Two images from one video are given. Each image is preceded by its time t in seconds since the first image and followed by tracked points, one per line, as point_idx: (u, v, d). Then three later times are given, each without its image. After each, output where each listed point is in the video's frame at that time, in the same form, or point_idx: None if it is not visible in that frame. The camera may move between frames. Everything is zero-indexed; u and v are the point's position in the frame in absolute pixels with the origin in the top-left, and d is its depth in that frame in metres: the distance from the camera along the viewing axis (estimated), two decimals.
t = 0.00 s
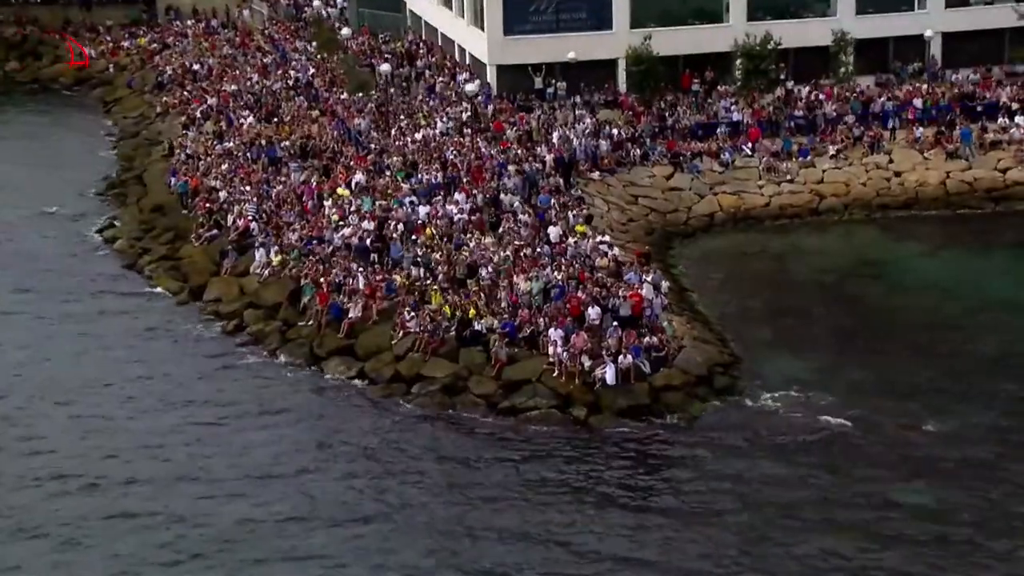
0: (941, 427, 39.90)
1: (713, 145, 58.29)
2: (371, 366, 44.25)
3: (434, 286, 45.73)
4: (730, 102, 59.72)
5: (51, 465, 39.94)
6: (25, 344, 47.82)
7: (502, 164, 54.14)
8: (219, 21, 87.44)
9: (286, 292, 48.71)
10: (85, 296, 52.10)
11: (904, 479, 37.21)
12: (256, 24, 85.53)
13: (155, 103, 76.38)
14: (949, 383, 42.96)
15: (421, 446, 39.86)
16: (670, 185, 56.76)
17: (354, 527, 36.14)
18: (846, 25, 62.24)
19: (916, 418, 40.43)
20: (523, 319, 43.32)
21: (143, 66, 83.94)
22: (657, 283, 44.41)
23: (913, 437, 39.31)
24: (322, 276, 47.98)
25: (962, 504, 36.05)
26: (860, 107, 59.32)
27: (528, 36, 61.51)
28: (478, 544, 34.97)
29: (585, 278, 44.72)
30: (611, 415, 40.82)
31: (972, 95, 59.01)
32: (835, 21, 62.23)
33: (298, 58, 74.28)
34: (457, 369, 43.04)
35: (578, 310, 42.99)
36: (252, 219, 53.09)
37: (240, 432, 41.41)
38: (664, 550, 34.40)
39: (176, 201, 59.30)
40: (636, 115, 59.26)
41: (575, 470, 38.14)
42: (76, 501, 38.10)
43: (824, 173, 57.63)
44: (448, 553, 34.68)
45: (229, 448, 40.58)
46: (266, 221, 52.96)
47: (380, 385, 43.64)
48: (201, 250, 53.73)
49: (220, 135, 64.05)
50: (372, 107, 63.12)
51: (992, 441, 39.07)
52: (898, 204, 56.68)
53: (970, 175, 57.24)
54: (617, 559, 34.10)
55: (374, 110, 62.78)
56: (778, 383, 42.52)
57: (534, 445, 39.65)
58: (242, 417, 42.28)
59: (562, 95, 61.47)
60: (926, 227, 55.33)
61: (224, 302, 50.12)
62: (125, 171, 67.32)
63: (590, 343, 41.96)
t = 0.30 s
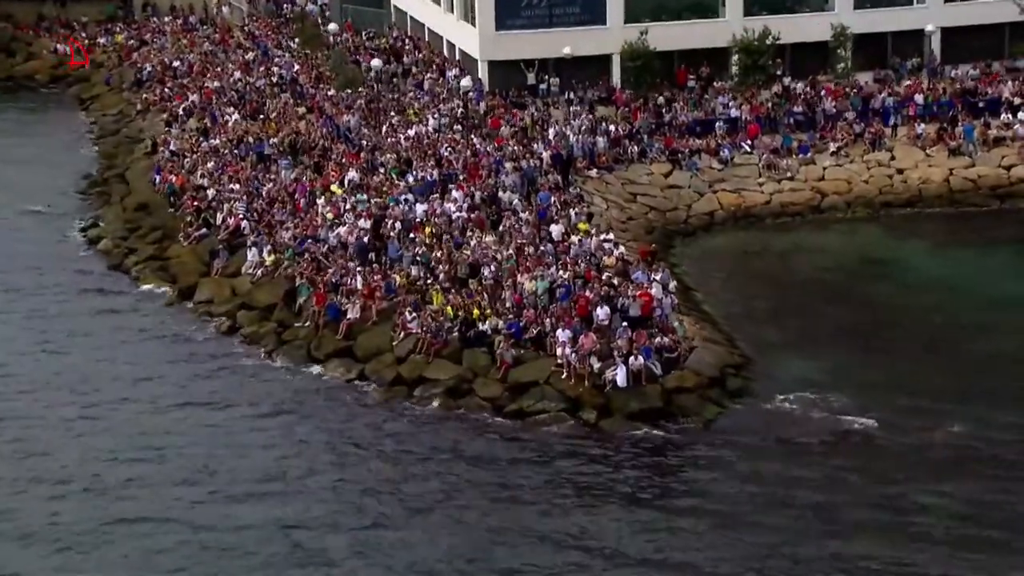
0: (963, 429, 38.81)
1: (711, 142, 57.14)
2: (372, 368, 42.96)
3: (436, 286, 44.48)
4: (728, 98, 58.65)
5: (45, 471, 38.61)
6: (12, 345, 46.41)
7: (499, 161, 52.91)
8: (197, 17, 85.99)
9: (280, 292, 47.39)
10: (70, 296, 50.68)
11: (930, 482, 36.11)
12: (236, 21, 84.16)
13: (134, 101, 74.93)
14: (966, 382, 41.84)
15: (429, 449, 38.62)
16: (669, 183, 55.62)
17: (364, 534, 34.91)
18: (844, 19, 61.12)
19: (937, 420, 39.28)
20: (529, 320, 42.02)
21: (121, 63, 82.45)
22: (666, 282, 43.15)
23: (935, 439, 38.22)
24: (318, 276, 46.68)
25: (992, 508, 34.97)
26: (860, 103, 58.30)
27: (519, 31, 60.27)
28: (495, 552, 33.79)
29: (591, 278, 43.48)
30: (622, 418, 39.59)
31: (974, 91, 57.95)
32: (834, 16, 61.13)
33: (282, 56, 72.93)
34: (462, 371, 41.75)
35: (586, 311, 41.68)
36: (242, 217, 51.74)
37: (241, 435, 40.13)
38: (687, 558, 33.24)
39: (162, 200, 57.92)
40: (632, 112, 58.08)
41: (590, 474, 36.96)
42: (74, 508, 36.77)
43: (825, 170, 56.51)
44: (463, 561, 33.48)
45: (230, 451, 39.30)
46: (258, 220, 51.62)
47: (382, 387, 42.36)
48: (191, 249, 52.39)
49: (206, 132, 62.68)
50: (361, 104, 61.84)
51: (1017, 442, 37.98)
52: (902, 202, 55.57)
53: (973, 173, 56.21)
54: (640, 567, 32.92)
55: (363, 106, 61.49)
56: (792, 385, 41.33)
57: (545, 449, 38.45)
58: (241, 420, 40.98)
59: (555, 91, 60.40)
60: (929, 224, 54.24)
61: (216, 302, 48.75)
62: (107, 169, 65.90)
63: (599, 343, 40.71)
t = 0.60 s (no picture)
0: (994, 429, 37.60)
1: (715, 138, 55.86)
2: (377, 370, 41.61)
3: (442, 286, 43.13)
4: (730, 94, 57.56)
5: (43, 476, 37.13)
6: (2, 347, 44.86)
7: (499, 157, 51.58)
8: (178, 13, 84.49)
9: (280, 293, 45.97)
10: (60, 296, 49.14)
11: (966, 483, 34.87)
12: (218, 18, 82.72)
13: (116, 98, 73.40)
14: (991, 379, 40.64)
15: (443, 453, 37.26)
16: (672, 180, 54.35)
17: (381, 540, 33.51)
18: (849, 13, 60.00)
19: (966, 418, 38.07)
20: (540, 321, 40.72)
21: (100, 60, 80.88)
22: (680, 280, 41.93)
23: (966, 438, 37.00)
24: (318, 277, 45.28)
25: None
26: (865, 98, 57.27)
27: (515, 26, 59.12)
28: (520, 559, 32.43)
29: (603, 277, 42.23)
30: (640, 421, 38.20)
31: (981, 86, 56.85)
32: (836, 9, 59.98)
33: (268, 53, 71.52)
34: (472, 374, 40.40)
35: (600, 310, 40.44)
36: (237, 214, 50.29)
37: (245, 438, 38.70)
38: (721, 563, 31.94)
39: (151, 198, 56.40)
40: (632, 108, 56.87)
41: (612, 477, 35.63)
42: (76, 517, 35.29)
43: (831, 167, 55.34)
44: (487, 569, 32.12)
45: (235, 455, 37.87)
46: (253, 219, 50.22)
47: (389, 390, 40.99)
48: (182, 248, 50.90)
49: (194, 129, 61.22)
50: (353, 100, 60.46)
51: None
52: (910, 199, 54.45)
53: (983, 169, 55.13)
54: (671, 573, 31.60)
55: (356, 102, 60.11)
56: (813, 386, 40.07)
57: (564, 451, 37.12)
58: (244, 423, 39.54)
59: (552, 87, 59.21)
60: (938, 221, 53.06)
61: (211, 303, 47.30)
62: (91, 167, 64.35)
63: (614, 345, 39.41)
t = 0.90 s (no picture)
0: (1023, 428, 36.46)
1: (717, 134, 54.85)
2: (383, 373, 40.44)
3: (447, 286, 41.88)
4: (732, 91, 56.62)
5: (40, 484, 35.80)
6: None
7: (499, 155, 50.40)
8: (159, 10, 83.10)
9: (278, 294, 44.67)
10: (50, 298, 47.78)
11: (999, 483, 33.71)
12: (200, 15, 81.36)
13: (99, 96, 71.99)
14: (1015, 376, 39.48)
15: (456, 458, 36.01)
16: (673, 179, 53.21)
17: (397, 546, 32.28)
18: (852, 7, 58.93)
19: (993, 417, 36.88)
20: (552, 322, 39.56)
21: (80, 57, 79.43)
22: (694, 279, 40.72)
23: (995, 436, 35.83)
24: (318, 277, 44.01)
25: None
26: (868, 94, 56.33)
27: (510, 20, 58.11)
28: (542, 566, 31.23)
29: (615, 276, 41.04)
30: (658, 425, 36.97)
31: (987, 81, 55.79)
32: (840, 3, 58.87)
33: (255, 51, 70.20)
34: (481, 377, 39.17)
35: (614, 310, 39.34)
36: (231, 213, 49.00)
37: (249, 442, 37.40)
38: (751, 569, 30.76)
39: (140, 198, 55.07)
40: (632, 104, 55.84)
41: (633, 481, 34.42)
42: (77, 524, 33.97)
43: (835, 165, 54.27)
44: None
45: (240, 460, 36.57)
46: (249, 218, 48.99)
47: (396, 394, 39.74)
48: (175, 249, 49.56)
49: (182, 128, 59.90)
50: (346, 97, 59.21)
51: None
52: (917, 197, 53.32)
53: (991, 166, 53.88)
54: None
55: (348, 99, 58.87)
56: (833, 386, 38.86)
57: (581, 455, 35.90)
58: (248, 426, 38.25)
59: (548, 83, 58.21)
60: (948, 218, 51.92)
61: (206, 305, 45.98)
62: (76, 166, 62.97)
63: (629, 346, 38.23)
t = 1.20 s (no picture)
0: None
1: (715, 132, 53.72)
2: (386, 376, 39.06)
3: (452, 286, 40.59)
4: (729, 87, 55.46)
5: (37, 497, 34.42)
6: None
7: (496, 152, 49.19)
8: (134, 7, 81.58)
9: (274, 295, 43.31)
10: (36, 300, 46.35)
11: None
12: (176, 12, 79.87)
13: (74, 94, 70.46)
14: None
15: (469, 465, 34.74)
16: (673, 176, 52.05)
17: (415, 559, 31.02)
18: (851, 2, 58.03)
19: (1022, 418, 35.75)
20: (562, 323, 38.23)
21: (53, 52, 77.83)
22: (707, 278, 39.40)
23: None
24: (316, 277, 42.67)
25: None
26: (868, 90, 55.24)
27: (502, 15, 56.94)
28: None
29: (625, 276, 39.82)
30: (676, 431, 35.76)
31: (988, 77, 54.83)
32: None
33: (235, 48, 68.80)
34: (490, 380, 37.90)
35: (626, 311, 38.07)
36: (222, 211, 47.61)
37: (253, 451, 36.08)
38: None
39: (124, 197, 53.65)
40: (628, 100, 54.67)
41: (656, 488, 33.19)
42: (79, 539, 32.62)
43: (837, 161, 53.12)
44: None
45: (244, 470, 35.25)
46: (240, 216, 47.59)
47: (401, 398, 38.45)
48: (163, 250, 48.15)
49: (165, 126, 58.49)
50: (333, 94, 57.91)
51: None
52: (921, 195, 52.24)
53: (995, 164, 52.82)
54: None
55: (336, 96, 57.56)
56: (855, 389, 37.71)
57: (600, 461, 34.66)
58: (251, 434, 36.95)
59: (540, 80, 57.05)
60: (954, 216, 50.84)
61: (198, 306, 44.60)
62: (54, 165, 61.47)
63: (642, 348, 36.92)
